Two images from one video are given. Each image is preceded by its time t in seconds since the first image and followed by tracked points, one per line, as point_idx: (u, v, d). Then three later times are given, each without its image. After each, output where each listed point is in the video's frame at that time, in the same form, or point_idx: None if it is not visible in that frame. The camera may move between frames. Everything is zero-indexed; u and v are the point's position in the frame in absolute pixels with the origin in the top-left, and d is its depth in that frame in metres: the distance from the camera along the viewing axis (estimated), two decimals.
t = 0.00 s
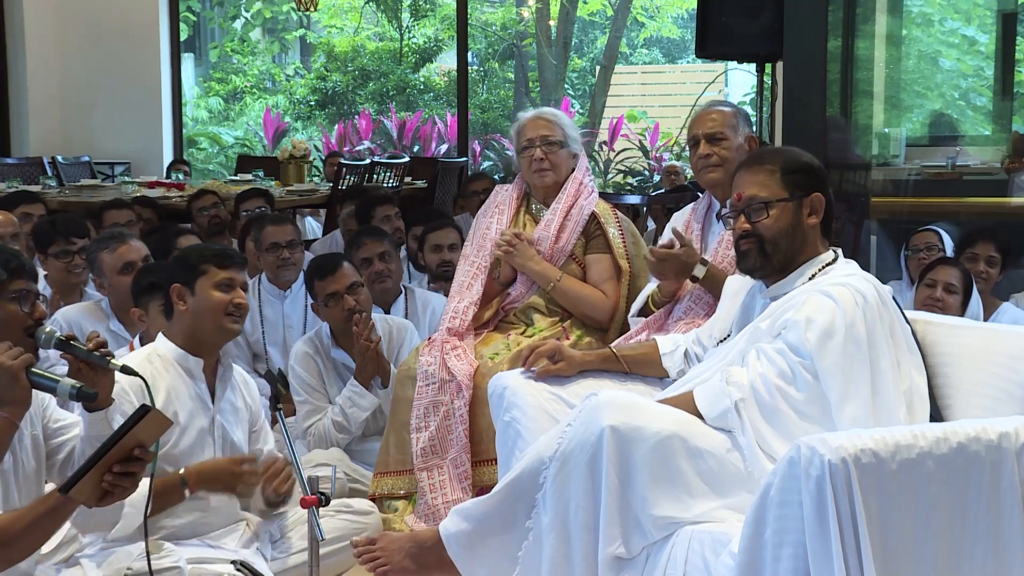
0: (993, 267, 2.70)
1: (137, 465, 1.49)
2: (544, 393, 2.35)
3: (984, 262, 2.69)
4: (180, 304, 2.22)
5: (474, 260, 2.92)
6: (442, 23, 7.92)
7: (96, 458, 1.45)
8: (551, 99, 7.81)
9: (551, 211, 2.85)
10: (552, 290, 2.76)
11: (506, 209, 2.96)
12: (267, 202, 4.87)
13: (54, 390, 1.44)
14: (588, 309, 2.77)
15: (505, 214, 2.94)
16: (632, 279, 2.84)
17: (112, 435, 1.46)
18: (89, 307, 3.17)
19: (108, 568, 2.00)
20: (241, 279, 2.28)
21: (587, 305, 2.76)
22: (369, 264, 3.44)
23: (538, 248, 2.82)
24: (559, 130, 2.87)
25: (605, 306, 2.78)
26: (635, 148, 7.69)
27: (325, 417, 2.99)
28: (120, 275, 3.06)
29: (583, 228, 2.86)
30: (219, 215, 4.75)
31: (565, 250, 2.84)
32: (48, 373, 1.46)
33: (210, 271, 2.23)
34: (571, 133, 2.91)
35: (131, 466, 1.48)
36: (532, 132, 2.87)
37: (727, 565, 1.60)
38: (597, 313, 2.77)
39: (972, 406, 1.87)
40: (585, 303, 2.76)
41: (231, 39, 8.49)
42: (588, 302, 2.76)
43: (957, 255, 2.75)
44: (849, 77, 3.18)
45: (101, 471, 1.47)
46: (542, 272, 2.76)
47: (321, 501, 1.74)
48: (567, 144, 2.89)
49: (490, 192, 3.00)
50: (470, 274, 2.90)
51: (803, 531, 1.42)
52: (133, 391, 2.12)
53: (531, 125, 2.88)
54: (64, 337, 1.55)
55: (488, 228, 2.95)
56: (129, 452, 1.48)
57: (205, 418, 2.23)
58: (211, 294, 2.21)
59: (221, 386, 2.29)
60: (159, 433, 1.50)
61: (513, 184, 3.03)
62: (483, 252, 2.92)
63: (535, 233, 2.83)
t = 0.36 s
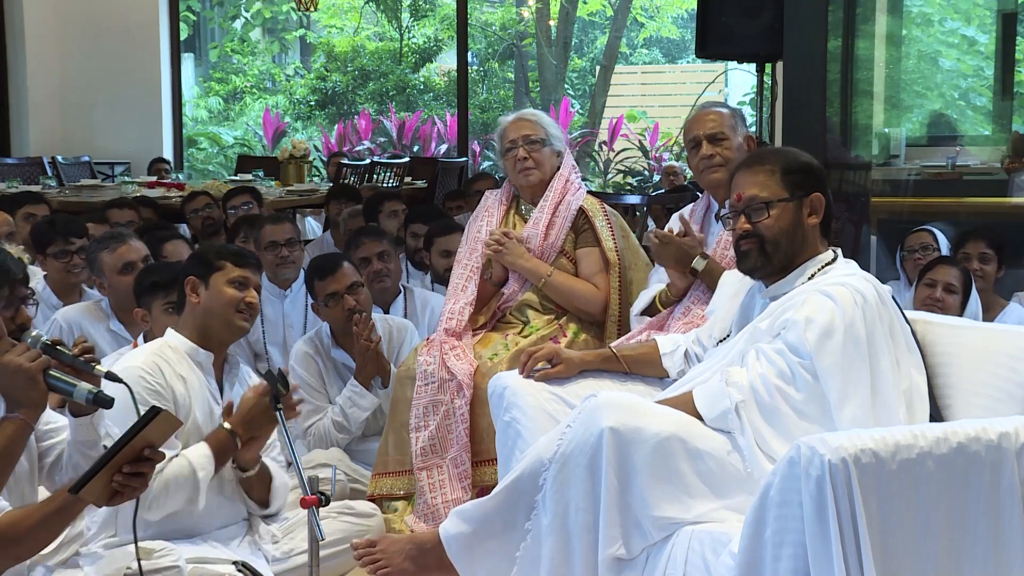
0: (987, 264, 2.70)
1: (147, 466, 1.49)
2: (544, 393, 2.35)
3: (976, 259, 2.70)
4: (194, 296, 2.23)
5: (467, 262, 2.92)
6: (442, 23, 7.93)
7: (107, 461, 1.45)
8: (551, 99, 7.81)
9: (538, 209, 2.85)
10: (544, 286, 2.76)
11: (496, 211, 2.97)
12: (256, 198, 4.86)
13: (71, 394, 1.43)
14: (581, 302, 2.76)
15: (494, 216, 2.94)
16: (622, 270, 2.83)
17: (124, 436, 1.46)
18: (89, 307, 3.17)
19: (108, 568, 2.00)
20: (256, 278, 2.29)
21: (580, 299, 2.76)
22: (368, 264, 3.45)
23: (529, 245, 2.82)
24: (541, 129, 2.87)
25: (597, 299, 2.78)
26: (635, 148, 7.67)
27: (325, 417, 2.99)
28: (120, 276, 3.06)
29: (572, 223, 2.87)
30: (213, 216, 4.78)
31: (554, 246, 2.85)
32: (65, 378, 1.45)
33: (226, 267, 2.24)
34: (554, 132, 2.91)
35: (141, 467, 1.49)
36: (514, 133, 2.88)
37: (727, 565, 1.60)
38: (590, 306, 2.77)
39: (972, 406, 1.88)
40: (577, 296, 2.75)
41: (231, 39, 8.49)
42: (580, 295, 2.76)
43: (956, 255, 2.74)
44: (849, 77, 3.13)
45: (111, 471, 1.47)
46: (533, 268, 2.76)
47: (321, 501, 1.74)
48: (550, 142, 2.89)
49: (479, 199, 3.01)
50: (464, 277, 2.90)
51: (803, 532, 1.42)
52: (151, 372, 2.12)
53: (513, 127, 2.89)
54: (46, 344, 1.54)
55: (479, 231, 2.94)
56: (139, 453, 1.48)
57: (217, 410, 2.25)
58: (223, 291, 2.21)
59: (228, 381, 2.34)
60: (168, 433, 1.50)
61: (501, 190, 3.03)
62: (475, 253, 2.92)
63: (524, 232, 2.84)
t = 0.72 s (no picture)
0: (993, 266, 2.69)
1: (150, 462, 1.53)
2: (544, 393, 2.35)
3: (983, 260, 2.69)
4: (188, 302, 2.21)
5: (471, 261, 2.92)
6: (441, 23, 7.94)
7: (111, 457, 1.48)
8: (551, 99, 7.81)
9: (546, 210, 2.85)
10: (548, 289, 2.76)
11: (502, 210, 2.97)
12: (256, 195, 4.78)
13: (75, 378, 1.44)
14: (585, 306, 2.77)
15: (500, 216, 2.94)
16: (629, 274, 2.83)
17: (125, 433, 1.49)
18: (89, 307, 3.17)
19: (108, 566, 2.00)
20: (250, 288, 2.28)
21: (584, 303, 2.76)
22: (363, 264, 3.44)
23: (534, 247, 2.82)
24: (548, 130, 2.87)
25: (602, 304, 2.78)
26: (635, 148, 7.66)
27: (324, 417, 2.99)
28: (120, 275, 3.06)
29: (578, 226, 2.86)
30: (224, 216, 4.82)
31: (561, 248, 2.84)
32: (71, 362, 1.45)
33: (223, 274, 2.23)
34: (562, 132, 2.91)
35: (145, 463, 1.53)
36: (521, 132, 2.88)
37: (727, 565, 1.60)
38: (594, 310, 2.77)
39: (972, 406, 1.88)
40: (581, 300, 2.76)
41: (231, 39, 8.49)
42: (585, 299, 2.76)
43: (956, 254, 2.74)
44: (849, 77, 3.14)
45: (114, 468, 1.50)
46: (538, 271, 2.76)
47: (321, 501, 1.74)
48: (557, 142, 2.89)
49: (486, 195, 3.01)
50: (467, 276, 2.90)
51: (803, 532, 1.42)
52: (136, 394, 2.13)
53: (520, 126, 2.89)
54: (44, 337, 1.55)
55: (484, 230, 2.95)
56: (141, 449, 1.52)
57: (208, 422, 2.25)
58: (219, 298, 2.20)
59: (220, 387, 2.30)
60: (171, 431, 1.54)
61: (508, 187, 3.03)
62: (479, 253, 2.92)
63: (530, 234, 2.84)
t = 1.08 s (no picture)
0: (989, 262, 2.68)
1: (144, 449, 1.49)
2: (544, 393, 2.35)
3: (980, 257, 2.68)
4: (158, 304, 2.22)
5: (480, 256, 2.92)
6: (441, 23, 7.94)
7: (103, 444, 1.45)
8: (551, 99, 7.81)
9: (562, 213, 2.85)
10: (558, 293, 2.76)
11: (517, 207, 2.96)
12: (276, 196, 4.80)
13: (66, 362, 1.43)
14: (593, 315, 2.76)
15: (514, 212, 2.93)
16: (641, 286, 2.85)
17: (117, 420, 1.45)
18: (89, 307, 3.17)
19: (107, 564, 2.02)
20: (220, 281, 2.26)
21: (593, 311, 2.76)
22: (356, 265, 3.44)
23: (547, 250, 2.82)
24: (573, 132, 2.88)
25: (610, 314, 2.78)
26: (634, 148, 7.65)
27: (324, 417, 2.99)
28: (120, 275, 3.06)
29: (594, 232, 2.86)
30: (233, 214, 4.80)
31: (574, 254, 2.84)
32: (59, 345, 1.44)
33: (188, 272, 2.23)
34: (586, 135, 2.91)
35: (138, 450, 1.48)
36: (546, 132, 2.87)
37: (727, 565, 1.60)
38: (602, 320, 2.77)
39: (973, 406, 1.88)
40: (590, 308, 2.75)
41: (231, 39, 8.49)
42: (595, 308, 2.76)
43: (957, 254, 2.73)
44: (849, 77, 3.24)
45: (108, 456, 1.46)
46: (550, 275, 2.76)
47: (321, 501, 1.74)
48: (581, 146, 2.90)
49: (502, 188, 3.00)
50: (475, 272, 2.90)
51: (803, 532, 1.42)
52: (114, 394, 2.13)
53: (546, 125, 2.88)
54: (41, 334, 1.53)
55: (497, 225, 2.94)
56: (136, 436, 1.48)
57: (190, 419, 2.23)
58: (187, 295, 2.20)
59: (204, 383, 2.29)
60: (165, 416, 1.49)
61: (525, 181, 3.03)
62: (490, 249, 2.92)
63: (545, 235, 2.84)
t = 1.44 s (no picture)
0: (989, 262, 2.67)
1: (125, 432, 1.55)
2: (544, 393, 2.35)
3: (978, 258, 2.67)
4: (164, 303, 2.20)
5: (483, 256, 2.92)
6: (441, 23, 7.94)
7: (81, 428, 1.51)
8: (551, 99, 7.80)
9: (564, 213, 2.85)
10: (559, 294, 2.76)
11: (519, 207, 2.95)
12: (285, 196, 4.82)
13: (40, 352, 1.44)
14: (594, 315, 2.76)
15: (518, 212, 2.93)
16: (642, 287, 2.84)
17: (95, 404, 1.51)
18: (89, 307, 3.17)
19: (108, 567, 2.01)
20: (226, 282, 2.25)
21: (594, 312, 2.75)
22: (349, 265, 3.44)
23: (549, 250, 2.82)
24: (580, 133, 2.88)
25: (610, 314, 2.77)
26: (634, 148, 7.64)
27: (324, 417, 2.99)
28: (120, 276, 3.06)
29: (595, 234, 2.86)
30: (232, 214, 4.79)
31: (576, 254, 2.84)
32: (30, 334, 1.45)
33: (196, 272, 2.21)
34: (593, 137, 2.92)
35: (119, 434, 1.55)
36: (553, 132, 2.88)
37: (727, 565, 1.60)
38: (602, 320, 2.76)
39: (973, 406, 1.88)
40: (590, 309, 2.75)
41: (231, 39, 8.48)
42: (595, 308, 2.75)
43: (956, 254, 2.72)
44: (849, 77, 3.26)
45: (89, 440, 1.54)
46: (552, 275, 2.76)
47: (321, 501, 1.74)
48: (587, 148, 2.90)
49: (505, 187, 3.01)
50: (477, 271, 2.90)
51: (803, 531, 1.42)
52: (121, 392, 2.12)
53: (553, 125, 2.89)
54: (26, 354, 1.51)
55: (499, 225, 2.94)
56: (116, 420, 1.54)
57: (196, 419, 2.22)
58: (193, 295, 2.18)
59: (208, 386, 2.27)
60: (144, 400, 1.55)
61: (528, 180, 3.03)
62: (493, 249, 2.92)
63: (547, 236, 2.84)
